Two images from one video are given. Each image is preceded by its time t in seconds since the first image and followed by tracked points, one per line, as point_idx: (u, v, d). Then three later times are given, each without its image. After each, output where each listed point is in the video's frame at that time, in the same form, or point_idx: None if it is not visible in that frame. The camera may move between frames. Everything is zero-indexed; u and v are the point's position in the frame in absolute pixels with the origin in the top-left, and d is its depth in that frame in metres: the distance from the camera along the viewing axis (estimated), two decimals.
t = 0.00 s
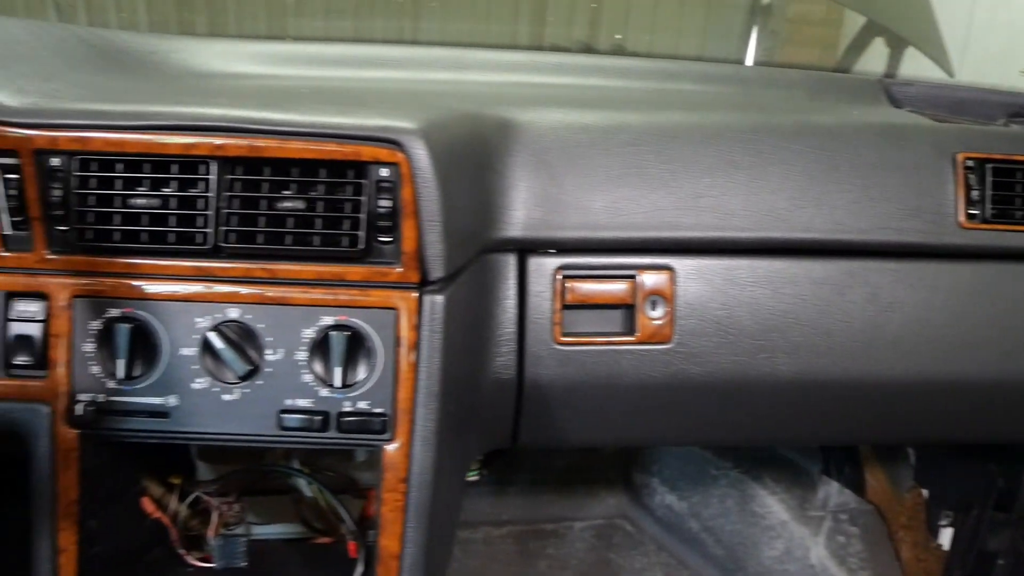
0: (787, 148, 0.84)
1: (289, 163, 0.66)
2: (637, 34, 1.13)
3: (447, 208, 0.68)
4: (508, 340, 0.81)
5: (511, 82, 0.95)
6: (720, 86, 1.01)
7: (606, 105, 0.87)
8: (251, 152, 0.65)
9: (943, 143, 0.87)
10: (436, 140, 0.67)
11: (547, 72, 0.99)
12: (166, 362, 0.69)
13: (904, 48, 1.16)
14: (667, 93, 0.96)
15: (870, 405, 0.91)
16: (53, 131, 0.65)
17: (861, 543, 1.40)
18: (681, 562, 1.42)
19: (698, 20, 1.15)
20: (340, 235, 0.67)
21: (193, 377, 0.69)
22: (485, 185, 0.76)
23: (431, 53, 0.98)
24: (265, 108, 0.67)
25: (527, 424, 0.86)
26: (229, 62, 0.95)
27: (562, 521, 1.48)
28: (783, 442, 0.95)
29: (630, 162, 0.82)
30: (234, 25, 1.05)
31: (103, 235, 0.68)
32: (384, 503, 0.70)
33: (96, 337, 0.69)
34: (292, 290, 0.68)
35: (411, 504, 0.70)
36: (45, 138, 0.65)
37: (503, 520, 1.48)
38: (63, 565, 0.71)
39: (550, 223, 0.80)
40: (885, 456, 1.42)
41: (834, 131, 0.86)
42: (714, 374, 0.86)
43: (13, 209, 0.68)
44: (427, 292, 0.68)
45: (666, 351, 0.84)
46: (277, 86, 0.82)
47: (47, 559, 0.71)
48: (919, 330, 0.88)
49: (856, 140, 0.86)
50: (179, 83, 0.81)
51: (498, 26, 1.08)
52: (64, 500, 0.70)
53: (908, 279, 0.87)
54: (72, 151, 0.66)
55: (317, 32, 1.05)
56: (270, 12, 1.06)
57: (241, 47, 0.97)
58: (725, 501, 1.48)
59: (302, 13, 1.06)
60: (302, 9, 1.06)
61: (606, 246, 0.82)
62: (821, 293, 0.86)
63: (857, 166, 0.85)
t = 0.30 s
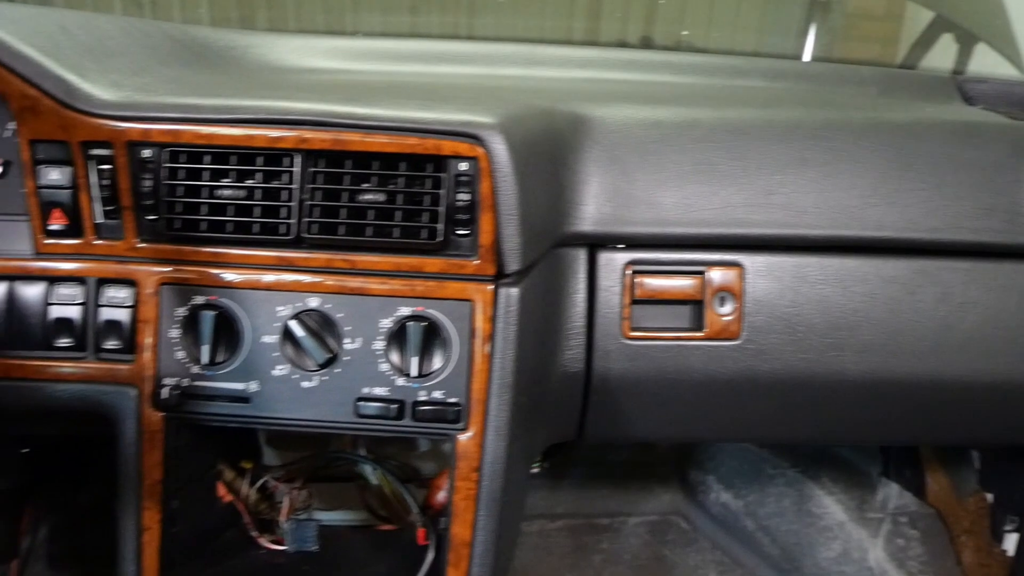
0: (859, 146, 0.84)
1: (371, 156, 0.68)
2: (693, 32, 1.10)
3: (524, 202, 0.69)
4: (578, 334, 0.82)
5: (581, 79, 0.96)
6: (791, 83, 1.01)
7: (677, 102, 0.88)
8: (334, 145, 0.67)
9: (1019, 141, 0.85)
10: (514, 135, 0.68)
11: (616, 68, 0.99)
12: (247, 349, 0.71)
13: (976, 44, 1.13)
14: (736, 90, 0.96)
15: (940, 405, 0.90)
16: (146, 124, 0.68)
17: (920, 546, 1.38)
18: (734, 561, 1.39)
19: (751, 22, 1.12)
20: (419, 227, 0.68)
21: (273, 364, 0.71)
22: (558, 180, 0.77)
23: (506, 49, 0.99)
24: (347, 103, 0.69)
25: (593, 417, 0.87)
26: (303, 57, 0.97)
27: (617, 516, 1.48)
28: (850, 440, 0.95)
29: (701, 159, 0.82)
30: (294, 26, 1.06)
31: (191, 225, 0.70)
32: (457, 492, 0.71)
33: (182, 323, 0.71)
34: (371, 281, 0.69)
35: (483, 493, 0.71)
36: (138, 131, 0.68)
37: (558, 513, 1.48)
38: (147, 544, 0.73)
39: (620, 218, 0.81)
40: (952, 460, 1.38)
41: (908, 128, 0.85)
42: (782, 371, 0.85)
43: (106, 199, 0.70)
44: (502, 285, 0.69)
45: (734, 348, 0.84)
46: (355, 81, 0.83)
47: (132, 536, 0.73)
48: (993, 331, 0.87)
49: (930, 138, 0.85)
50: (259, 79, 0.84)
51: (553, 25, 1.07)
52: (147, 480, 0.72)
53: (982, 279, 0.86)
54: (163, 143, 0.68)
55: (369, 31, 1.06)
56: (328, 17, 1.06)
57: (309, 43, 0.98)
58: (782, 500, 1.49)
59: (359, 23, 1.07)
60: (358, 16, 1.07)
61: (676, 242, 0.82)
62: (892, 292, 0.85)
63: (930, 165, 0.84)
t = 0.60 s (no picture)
0: (941, 144, 0.83)
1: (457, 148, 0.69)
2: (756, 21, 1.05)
3: (607, 194, 0.70)
4: (653, 328, 0.83)
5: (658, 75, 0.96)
6: (869, 80, 1.00)
7: (756, 98, 0.88)
8: (422, 136, 0.68)
9: None
10: (599, 128, 0.69)
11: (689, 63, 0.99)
12: (332, 334, 0.72)
13: None
14: (815, 87, 0.96)
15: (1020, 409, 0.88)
16: (241, 114, 0.70)
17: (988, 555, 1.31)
18: (794, 564, 1.40)
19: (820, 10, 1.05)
20: (504, 218, 0.70)
21: (357, 350, 0.72)
22: (638, 174, 0.78)
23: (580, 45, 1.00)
24: (434, 96, 0.70)
25: (666, 409, 0.88)
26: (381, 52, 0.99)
27: (675, 513, 1.49)
28: (924, 441, 0.94)
29: (780, 155, 0.82)
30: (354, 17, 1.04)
31: (281, 213, 0.72)
32: (534, 480, 0.72)
33: (269, 307, 0.73)
34: (455, 270, 0.71)
35: (560, 482, 0.72)
36: (233, 120, 0.70)
37: (617, 509, 1.49)
38: (231, 519, 0.75)
39: (698, 213, 0.81)
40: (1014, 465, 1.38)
41: (991, 127, 0.84)
42: (857, 370, 0.85)
43: (199, 186, 0.73)
44: (584, 277, 0.70)
45: (808, 346, 0.84)
46: (437, 75, 0.85)
47: (217, 513, 0.75)
48: None
49: (1014, 138, 0.84)
50: (344, 71, 0.86)
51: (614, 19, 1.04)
52: (233, 459, 0.75)
53: None
54: (257, 133, 0.70)
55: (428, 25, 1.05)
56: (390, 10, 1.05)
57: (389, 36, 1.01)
58: (844, 504, 1.43)
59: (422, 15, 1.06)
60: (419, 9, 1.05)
61: (754, 239, 0.82)
62: (973, 293, 0.84)
63: (1014, 165, 0.83)
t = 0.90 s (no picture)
0: (1016, 147, 0.82)
1: (534, 145, 0.70)
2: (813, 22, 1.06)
3: (682, 193, 0.71)
4: (719, 327, 0.84)
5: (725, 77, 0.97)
6: (939, 84, 1.00)
7: (826, 100, 0.88)
8: (501, 133, 0.69)
9: None
10: (674, 127, 0.70)
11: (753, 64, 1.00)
12: (408, 326, 0.74)
13: None
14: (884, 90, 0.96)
15: None
16: (324, 110, 0.71)
17: None
18: (848, 570, 1.39)
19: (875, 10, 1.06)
20: (579, 215, 0.71)
21: (432, 342, 0.74)
22: (710, 174, 0.78)
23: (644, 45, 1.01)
24: (511, 94, 0.72)
25: (731, 406, 0.89)
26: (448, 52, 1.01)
27: (728, 515, 1.48)
28: (993, 447, 0.93)
29: (851, 157, 0.81)
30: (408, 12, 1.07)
31: (360, 207, 0.74)
32: (603, 473, 0.73)
33: (347, 299, 0.75)
34: (529, 264, 0.72)
35: (629, 476, 0.73)
36: (315, 116, 0.71)
37: (669, 509, 1.49)
38: (305, 506, 0.77)
39: (768, 214, 0.81)
40: None
41: None
42: (925, 373, 0.84)
43: (281, 180, 0.74)
44: (656, 274, 0.71)
45: (876, 348, 0.84)
46: (511, 75, 0.87)
47: (292, 498, 0.77)
48: None
49: None
50: (420, 71, 0.88)
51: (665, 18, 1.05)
52: (308, 446, 0.77)
53: None
54: (338, 129, 0.72)
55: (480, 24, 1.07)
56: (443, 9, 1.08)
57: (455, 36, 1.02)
58: (901, 509, 1.37)
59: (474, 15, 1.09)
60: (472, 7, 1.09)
61: (824, 240, 0.82)
62: None
63: None
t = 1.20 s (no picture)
0: None
1: (610, 156, 0.72)
2: (862, 37, 1.08)
3: (756, 203, 0.71)
4: (789, 336, 0.84)
5: (791, 88, 0.98)
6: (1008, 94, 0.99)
7: (895, 111, 0.88)
8: (578, 144, 0.71)
9: None
10: (749, 138, 0.71)
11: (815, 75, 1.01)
12: (484, 331, 0.76)
13: None
14: (953, 100, 0.96)
15: None
16: (405, 121, 0.73)
17: None
18: None
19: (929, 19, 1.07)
20: (654, 224, 0.72)
21: (507, 347, 0.76)
22: (781, 184, 0.79)
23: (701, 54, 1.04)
24: (587, 105, 0.73)
25: (799, 415, 0.89)
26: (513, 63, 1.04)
27: (783, 526, 1.48)
28: None
29: (921, 168, 0.82)
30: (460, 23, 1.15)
31: (438, 215, 0.76)
32: (674, 478, 0.75)
33: (424, 305, 0.77)
34: (603, 272, 0.74)
35: (701, 481, 0.74)
36: (397, 127, 0.74)
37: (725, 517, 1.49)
38: (380, 505, 0.80)
39: (839, 224, 0.82)
40: None
41: None
42: (996, 385, 0.84)
43: (362, 188, 0.77)
44: (730, 283, 0.73)
45: (945, 359, 0.84)
46: (583, 86, 0.89)
47: (368, 498, 0.80)
48: None
49: None
50: (493, 81, 0.90)
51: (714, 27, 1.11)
52: (385, 447, 0.79)
53: None
54: (419, 140, 0.74)
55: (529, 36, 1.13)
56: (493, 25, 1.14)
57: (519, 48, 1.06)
58: (960, 524, 1.32)
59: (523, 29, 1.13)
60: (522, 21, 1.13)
61: (895, 250, 0.82)
62: None
63: None
